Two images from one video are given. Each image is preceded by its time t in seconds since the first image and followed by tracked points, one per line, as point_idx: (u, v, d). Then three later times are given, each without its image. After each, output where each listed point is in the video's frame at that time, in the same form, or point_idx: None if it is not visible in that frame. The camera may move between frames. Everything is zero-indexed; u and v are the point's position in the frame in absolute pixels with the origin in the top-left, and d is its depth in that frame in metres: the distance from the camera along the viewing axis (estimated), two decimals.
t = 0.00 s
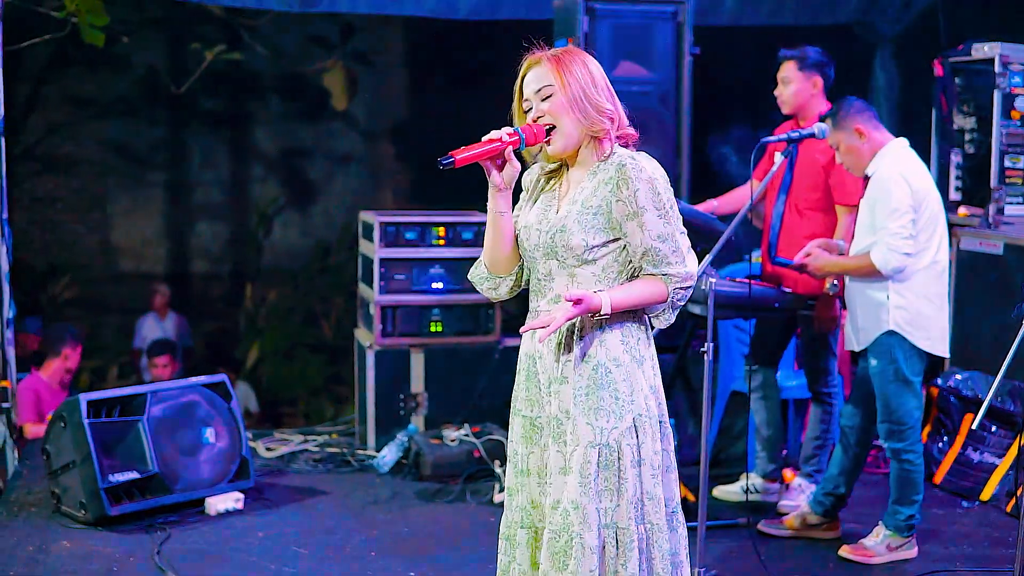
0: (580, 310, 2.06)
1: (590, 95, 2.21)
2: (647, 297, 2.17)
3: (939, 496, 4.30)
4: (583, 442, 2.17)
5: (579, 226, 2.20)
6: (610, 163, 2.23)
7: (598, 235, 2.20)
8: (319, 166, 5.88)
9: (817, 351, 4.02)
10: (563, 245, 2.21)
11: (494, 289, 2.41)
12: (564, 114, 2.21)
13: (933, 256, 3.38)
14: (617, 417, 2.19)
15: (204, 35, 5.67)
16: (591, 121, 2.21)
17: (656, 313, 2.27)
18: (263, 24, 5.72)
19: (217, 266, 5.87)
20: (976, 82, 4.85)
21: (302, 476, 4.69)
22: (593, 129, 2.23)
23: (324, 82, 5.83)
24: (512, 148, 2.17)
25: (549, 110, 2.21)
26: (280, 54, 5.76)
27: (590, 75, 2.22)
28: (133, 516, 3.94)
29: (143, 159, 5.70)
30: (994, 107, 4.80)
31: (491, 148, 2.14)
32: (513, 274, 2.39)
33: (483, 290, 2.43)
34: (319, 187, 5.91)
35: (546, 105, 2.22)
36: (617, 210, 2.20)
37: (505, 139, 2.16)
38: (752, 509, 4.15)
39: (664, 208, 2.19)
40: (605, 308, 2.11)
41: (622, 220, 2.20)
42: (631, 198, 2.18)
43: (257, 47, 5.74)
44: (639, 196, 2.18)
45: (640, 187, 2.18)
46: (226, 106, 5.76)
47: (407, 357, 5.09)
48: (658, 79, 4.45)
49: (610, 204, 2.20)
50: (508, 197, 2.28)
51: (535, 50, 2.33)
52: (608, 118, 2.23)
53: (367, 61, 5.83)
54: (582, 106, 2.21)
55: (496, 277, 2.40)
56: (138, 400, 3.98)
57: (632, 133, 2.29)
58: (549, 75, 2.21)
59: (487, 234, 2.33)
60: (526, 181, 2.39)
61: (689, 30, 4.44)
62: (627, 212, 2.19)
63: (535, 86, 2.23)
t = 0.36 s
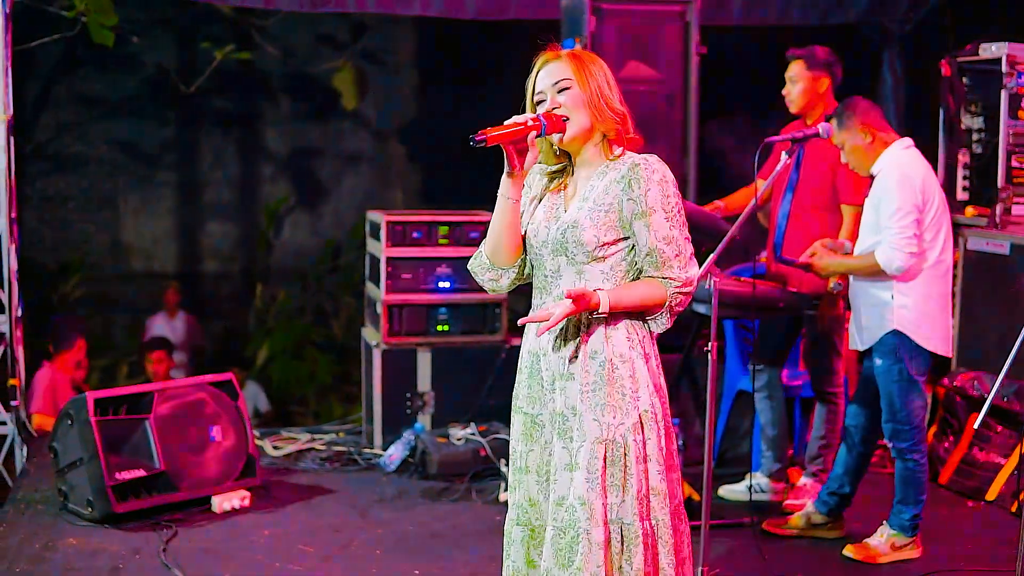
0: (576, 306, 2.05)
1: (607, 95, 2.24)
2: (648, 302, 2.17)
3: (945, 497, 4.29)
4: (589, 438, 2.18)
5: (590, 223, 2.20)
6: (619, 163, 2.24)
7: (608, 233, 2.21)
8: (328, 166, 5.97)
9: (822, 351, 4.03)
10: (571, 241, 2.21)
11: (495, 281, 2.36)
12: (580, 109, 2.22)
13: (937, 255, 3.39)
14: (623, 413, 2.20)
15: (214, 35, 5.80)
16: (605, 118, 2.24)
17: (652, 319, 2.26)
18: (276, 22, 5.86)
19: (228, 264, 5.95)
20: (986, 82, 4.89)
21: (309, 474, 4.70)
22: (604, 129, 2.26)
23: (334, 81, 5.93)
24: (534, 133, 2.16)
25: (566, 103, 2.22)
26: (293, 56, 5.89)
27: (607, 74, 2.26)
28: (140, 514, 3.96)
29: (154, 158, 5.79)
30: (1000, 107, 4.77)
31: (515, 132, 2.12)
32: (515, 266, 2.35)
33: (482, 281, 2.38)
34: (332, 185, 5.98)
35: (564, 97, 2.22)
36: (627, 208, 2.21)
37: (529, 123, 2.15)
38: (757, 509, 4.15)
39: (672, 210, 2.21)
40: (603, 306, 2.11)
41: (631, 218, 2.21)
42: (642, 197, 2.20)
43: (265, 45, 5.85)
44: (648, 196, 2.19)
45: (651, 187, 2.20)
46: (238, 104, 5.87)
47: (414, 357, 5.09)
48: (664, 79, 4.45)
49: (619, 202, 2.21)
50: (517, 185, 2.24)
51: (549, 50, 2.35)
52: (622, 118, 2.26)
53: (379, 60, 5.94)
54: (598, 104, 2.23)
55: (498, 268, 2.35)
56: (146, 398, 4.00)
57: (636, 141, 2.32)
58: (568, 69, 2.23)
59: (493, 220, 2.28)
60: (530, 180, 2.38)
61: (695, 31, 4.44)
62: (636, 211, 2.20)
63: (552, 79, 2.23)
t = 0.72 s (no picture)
0: (583, 305, 2.06)
1: (622, 92, 2.24)
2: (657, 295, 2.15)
3: (955, 496, 4.26)
4: (596, 434, 2.18)
5: (597, 220, 2.19)
6: (627, 161, 2.23)
7: (615, 230, 2.19)
8: (341, 166, 6.04)
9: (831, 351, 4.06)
10: (579, 238, 2.20)
11: (496, 269, 2.34)
12: (593, 102, 2.23)
13: (945, 255, 3.38)
14: (630, 410, 2.20)
15: (226, 35, 5.88)
16: (617, 114, 2.23)
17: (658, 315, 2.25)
18: (288, 23, 5.93)
19: (241, 264, 6.01)
20: (994, 82, 4.85)
21: (317, 472, 4.71)
22: (616, 124, 2.25)
23: (345, 81, 6.00)
24: (540, 115, 2.16)
25: (580, 95, 2.23)
26: (305, 57, 5.96)
27: (625, 73, 2.27)
28: (149, 513, 3.98)
29: (167, 158, 5.85)
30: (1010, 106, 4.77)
31: (520, 111, 2.13)
32: (518, 253, 2.33)
33: (483, 268, 2.36)
34: (345, 183, 6.06)
35: (578, 89, 2.23)
36: (634, 205, 2.19)
37: (536, 104, 2.15)
38: (766, 508, 4.15)
39: (679, 207, 2.19)
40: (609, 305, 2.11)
41: (638, 216, 2.19)
42: (648, 193, 2.18)
43: (277, 45, 5.92)
44: (655, 193, 2.18)
45: (657, 184, 2.18)
46: (251, 104, 5.93)
47: (423, 356, 5.11)
48: (672, 79, 4.45)
49: (626, 199, 2.20)
50: (519, 167, 2.24)
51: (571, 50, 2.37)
52: (635, 117, 2.25)
53: (391, 60, 6.01)
54: (611, 99, 2.23)
55: (500, 256, 2.33)
56: (154, 397, 4.00)
57: (650, 145, 2.31)
58: (585, 62, 2.24)
59: (496, 205, 2.29)
60: (539, 176, 2.39)
61: (703, 30, 4.44)
62: (643, 208, 2.19)
63: (569, 72, 2.25)
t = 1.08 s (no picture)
0: (581, 303, 2.04)
1: (618, 91, 2.17)
2: (658, 293, 2.12)
3: (967, 497, 4.25)
4: (596, 434, 2.16)
5: (598, 218, 2.16)
6: (631, 158, 2.19)
7: (617, 228, 2.16)
8: (355, 165, 6.06)
9: (842, 349, 4.01)
10: (581, 236, 2.17)
11: (499, 264, 2.31)
12: (589, 101, 2.18)
13: (957, 254, 3.37)
14: (632, 410, 2.17)
15: (241, 33, 5.89)
16: (610, 114, 2.18)
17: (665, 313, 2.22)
18: (301, 22, 5.94)
19: (256, 263, 6.04)
20: (1007, 81, 4.78)
21: (328, 470, 4.74)
22: (615, 121, 2.19)
23: (360, 80, 6.01)
24: (535, 109, 2.16)
25: (573, 96, 2.19)
26: (319, 55, 5.97)
27: (624, 73, 2.20)
28: (160, 510, 4.00)
29: (182, 157, 5.87)
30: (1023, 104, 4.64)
31: (511, 101, 2.18)
32: (520, 250, 2.30)
33: (490, 266, 2.33)
34: (360, 183, 6.09)
35: (572, 91, 2.20)
36: (637, 203, 2.15)
37: (529, 98, 2.18)
38: (776, 509, 4.14)
39: (683, 205, 2.14)
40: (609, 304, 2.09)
41: (640, 213, 2.16)
42: (651, 190, 2.14)
43: (292, 45, 5.94)
44: (657, 189, 2.14)
45: (659, 180, 2.14)
46: (266, 103, 5.95)
47: (434, 355, 5.12)
48: (685, 78, 4.45)
49: (629, 197, 2.16)
50: (523, 166, 2.24)
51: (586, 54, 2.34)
52: (632, 116, 2.19)
53: (405, 60, 6.02)
54: (605, 99, 2.17)
55: (504, 252, 2.31)
56: (166, 395, 4.04)
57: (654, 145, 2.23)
58: (582, 65, 2.21)
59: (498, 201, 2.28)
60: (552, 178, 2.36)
61: (717, 30, 4.43)
62: (646, 205, 2.15)
63: (568, 75, 2.22)
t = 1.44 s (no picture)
0: (569, 308, 1.99)
1: (632, 96, 2.12)
2: (648, 304, 2.07)
3: (977, 499, 4.24)
4: (583, 444, 2.11)
5: (597, 222, 2.11)
6: (634, 163, 2.14)
7: (615, 234, 2.11)
8: (367, 167, 6.08)
9: (852, 351, 4.01)
10: (579, 241, 2.12)
11: (504, 270, 2.29)
12: (602, 104, 2.12)
13: (966, 256, 3.37)
14: (621, 422, 2.11)
15: (253, 36, 5.92)
16: (624, 117, 2.12)
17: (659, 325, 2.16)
18: (312, 25, 5.96)
19: (268, 264, 6.06)
20: (1018, 82, 4.79)
21: (338, 471, 4.76)
22: (628, 125, 2.14)
23: (372, 82, 6.03)
24: (535, 115, 2.15)
25: (586, 98, 2.14)
26: (331, 57, 5.99)
27: (641, 76, 2.13)
28: (170, 511, 4.02)
29: (193, 158, 5.90)
30: None
31: (509, 108, 2.14)
32: (523, 257, 2.27)
33: (495, 272, 2.31)
34: (372, 185, 6.11)
35: (586, 92, 2.14)
36: (638, 209, 2.10)
37: (527, 104, 2.15)
38: (786, 510, 4.14)
39: (682, 214, 2.08)
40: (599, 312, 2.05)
41: (641, 220, 2.11)
42: (651, 197, 2.09)
43: (304, 47, 5.96)
44: (657, 196, 2.08)
45: (660, 187, 2.08)
46: (278, 105, 5.97)
47: (445, 356, 5.13)
48: (695, 79, 4.44)
49: (630, 204, 2.11)
50: (529, 168, 2.24)
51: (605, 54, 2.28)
52: (646, 122, 2.13)
53: (416, 61, 6.04)
54: (618, 102, 2.11)
55: (508, 259, 2.29)
56: (176, 396, 4.09)
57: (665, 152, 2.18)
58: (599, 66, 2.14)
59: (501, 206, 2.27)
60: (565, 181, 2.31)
61: (727, 31, 4.43)
62: (645, 212, 2.10)
63: (584, 76, 2.16)
